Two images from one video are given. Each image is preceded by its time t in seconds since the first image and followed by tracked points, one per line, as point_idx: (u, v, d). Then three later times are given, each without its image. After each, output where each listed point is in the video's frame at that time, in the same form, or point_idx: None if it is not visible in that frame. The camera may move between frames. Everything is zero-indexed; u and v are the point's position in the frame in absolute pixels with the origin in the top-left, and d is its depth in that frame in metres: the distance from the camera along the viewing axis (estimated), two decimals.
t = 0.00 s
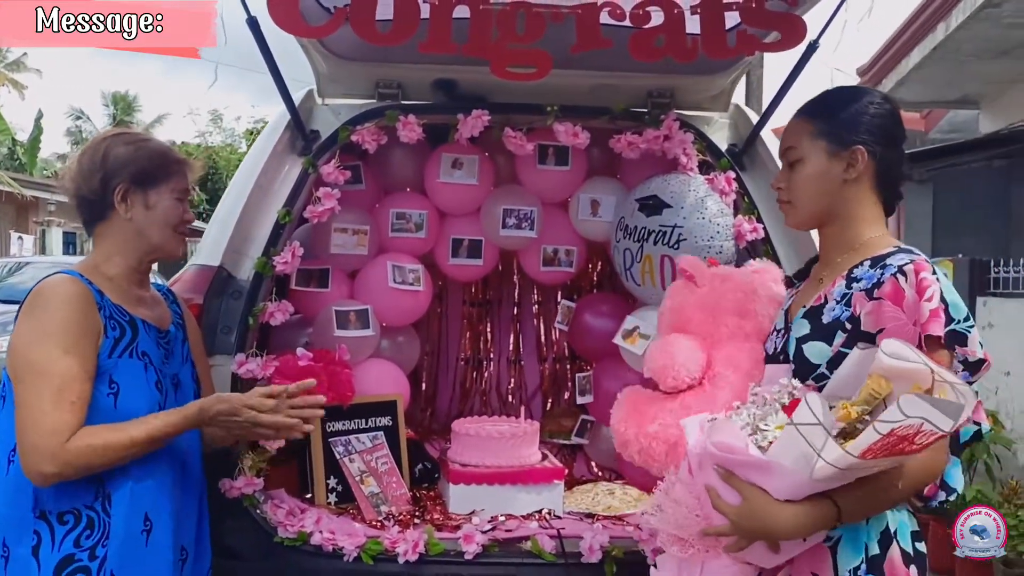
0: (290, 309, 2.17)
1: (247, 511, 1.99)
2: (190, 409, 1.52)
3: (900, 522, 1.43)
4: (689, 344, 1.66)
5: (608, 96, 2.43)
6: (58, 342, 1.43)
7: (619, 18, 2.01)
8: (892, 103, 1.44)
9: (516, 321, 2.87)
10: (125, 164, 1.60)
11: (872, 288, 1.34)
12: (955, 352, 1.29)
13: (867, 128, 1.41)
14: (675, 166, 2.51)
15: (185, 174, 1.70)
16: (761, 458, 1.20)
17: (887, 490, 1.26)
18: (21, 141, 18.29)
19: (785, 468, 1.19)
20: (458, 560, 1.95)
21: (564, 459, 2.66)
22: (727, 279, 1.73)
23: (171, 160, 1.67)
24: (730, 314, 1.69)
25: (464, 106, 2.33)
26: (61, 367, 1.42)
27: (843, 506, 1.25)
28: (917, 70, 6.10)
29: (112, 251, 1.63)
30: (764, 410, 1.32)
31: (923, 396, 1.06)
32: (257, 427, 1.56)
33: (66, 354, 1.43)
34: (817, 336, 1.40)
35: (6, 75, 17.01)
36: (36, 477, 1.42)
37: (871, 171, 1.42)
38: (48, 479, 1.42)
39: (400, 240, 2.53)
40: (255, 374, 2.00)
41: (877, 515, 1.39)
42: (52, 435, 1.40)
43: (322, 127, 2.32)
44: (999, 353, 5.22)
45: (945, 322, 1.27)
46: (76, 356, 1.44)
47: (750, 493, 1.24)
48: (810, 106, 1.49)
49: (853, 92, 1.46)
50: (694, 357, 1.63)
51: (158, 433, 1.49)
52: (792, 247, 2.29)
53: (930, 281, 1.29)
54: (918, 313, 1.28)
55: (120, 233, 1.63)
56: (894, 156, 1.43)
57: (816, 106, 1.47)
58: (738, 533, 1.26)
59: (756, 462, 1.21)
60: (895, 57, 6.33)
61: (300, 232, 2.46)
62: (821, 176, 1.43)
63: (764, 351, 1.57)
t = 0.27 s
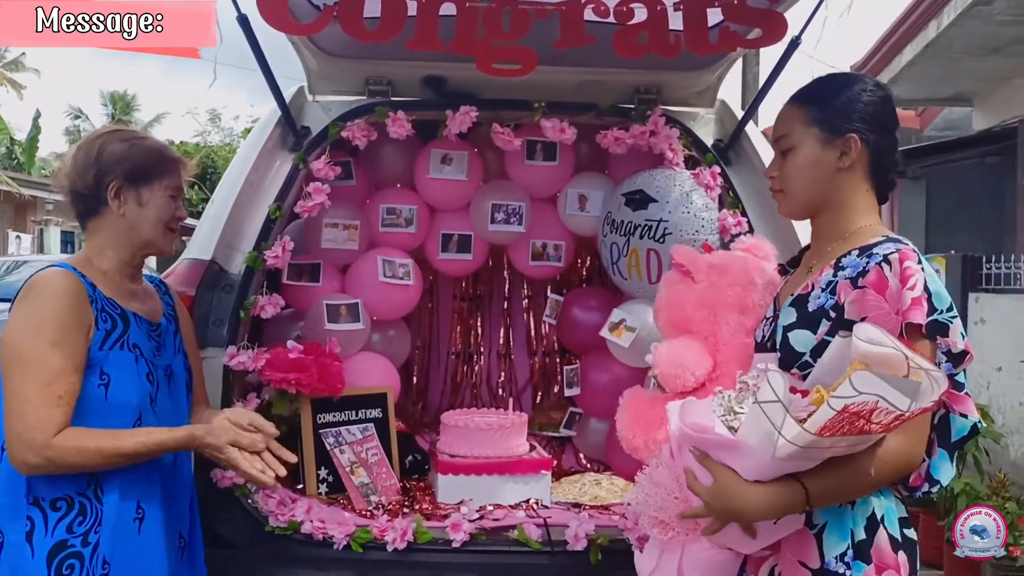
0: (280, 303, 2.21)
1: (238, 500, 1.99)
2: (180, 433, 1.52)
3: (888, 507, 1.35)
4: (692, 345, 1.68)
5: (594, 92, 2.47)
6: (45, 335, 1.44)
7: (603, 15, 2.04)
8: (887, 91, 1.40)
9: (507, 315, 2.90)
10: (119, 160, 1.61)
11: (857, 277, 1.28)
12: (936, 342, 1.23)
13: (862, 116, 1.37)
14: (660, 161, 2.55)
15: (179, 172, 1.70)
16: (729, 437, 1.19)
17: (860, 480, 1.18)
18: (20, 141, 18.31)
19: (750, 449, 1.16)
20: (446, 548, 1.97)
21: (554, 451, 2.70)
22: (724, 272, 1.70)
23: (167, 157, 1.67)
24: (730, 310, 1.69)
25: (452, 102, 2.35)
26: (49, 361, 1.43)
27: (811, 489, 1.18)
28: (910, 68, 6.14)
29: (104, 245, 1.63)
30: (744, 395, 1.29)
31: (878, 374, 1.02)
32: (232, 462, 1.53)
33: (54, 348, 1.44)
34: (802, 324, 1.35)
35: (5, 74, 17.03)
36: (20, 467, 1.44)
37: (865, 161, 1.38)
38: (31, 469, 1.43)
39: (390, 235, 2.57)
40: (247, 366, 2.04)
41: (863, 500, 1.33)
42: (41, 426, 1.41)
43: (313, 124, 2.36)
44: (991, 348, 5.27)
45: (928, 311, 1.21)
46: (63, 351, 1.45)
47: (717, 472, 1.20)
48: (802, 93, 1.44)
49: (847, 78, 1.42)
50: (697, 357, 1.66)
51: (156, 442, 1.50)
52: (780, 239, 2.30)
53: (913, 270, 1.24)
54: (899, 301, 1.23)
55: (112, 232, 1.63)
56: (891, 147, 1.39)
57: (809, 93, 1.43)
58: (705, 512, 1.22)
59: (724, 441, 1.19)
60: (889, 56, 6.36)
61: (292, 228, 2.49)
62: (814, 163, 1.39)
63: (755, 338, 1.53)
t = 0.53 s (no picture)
0: (272, 299, 2.23)
1: (229, 496, 2.01)
2: (180, 430, 1.51)
3: (889, 499, 1.33)
4: (683, 340, 1.62)
5: (583, 89, 2.49)
6: (41, 330, 1.46)
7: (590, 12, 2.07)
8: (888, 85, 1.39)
9: (499, 312, 2.92)
10: (113, 160, 1.62)
11: (867, 271, 1.28)
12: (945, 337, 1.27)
13: (879, 111, 1.36)
14: (648, 158, 2.58)
15: (173, 172, 1.71)
16: (743, 433, 1.17)
17: (874, 474, 1.18)
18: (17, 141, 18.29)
19: (767, 443, 1.16)
20: (436, 541, 1.97)
21: (545, 447, 2.72)
22: (706, 273, 1.71)
23: (161, 157, 1.68)
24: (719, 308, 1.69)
25: (441, 99, 2.37)
26: (45, 354, 1.45)
27: (828, 484, 1.18)
28: (903, 66, 6.16)
29: (97, 242, 1.64)
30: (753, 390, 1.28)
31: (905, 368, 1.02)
32: (244, 448, 1.55)
33: (50, 341, 1.45)
34: (807, 318, 1.35)
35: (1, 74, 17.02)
36: (20, 459, 1.45)
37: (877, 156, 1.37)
38: (31, 462, 1.45)
39: (381, 232, 2.58)
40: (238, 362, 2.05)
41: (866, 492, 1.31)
42: (39, 419, 1.43)
43: (303, 121, 2.38)
44: (986, 345, 5.27)
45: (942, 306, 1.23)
46: (58, 344, 1.46)
47: (730, 467, 1.19)
48: (813, 82, 1.40)
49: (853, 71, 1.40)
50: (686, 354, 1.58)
51: (152, 437, 1.50)
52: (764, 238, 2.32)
53: (927, 266, 1.24)
54: (913, 296, 1.24)
55: (105, 230, 1.64)
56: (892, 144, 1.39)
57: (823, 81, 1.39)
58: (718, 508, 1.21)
59: (737, 436, 1.18)
60: (882, 54, 6.39)
61: (284, 225, 2.50)
62: (841, 155, 1.35)
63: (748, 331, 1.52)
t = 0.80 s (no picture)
0: (270, 300, 2.25)
1: (229, 494, 2.03)
2: (185, 426, 1.55)
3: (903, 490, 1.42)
4: (695, 348, 1.41)
5: (579, 90, 2.52)
6: (45, 330, 1.48)
7: (583, 13, 2.09)
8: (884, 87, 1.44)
9: (496, 311, 2.94)
10: (114, 163, 1.64)
11: (892, 268, 1.33)
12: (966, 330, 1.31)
13: (886, 113, 1.42)
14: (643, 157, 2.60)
15: (173, 175, 1.73)
16: (812, 433, 1.17)
17: (921, 464, 1.27)
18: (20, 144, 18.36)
19: (838, 441, 1.17)
20: (434, 538, 1.98)
21: (543, 445, 2.74)
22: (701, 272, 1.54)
23: (161, 159, 1.71)
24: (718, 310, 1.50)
25: (438, 101, 2.39)
26: (49, 355, 1.47)
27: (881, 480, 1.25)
28: (900, 64, 6.17)
29: (99, 245, 1.66)
30: (789, 384, 1.28)
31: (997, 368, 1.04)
32: (245, 446, 1.59)
33: (53, 342, 1.47)
34: (830, 315, 1.36)
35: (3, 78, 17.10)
36: (24, 457, 1.47)
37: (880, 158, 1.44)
38: (35, 460, 1.47)
39: (378, 232, 2.60)
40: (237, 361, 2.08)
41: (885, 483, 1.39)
42: (45, 418, 1.45)
43: (301, 123, 2.40)
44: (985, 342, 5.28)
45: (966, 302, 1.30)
46: (62, 345, 1.48)
47: (793, 469, 1.20)
48: (822, 80, 1.44)
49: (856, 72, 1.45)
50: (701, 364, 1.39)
51: (156, 435, 1.52)
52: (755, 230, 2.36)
53: (950, 266, 1.32)
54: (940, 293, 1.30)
55: (107, 231, 1.66)
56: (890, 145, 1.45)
57: (835, 80, 1.42)
58: (777, 506, 1.21)
59: (807, 437, 1.17)
60: (879, 52, 6.41)
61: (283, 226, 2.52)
62: (858, 153, 1.39)
63: (744, 327, 1.52)
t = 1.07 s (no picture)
0: (270, 300, 2.25)
1: (230, 494, 2.04)
2: (177, 438, 1.54)
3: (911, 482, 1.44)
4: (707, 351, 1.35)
5: (579, 89, 2.52)
6: (44, 334, 1.48)
7: (581, 13, 2.09)
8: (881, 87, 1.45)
9: (497, 310, 2.95)
10: (112, 164, 1.64)
11: (901, 267, 1.34)
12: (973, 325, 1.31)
13: (885, 112, 1.43)
14: (643, 156, 2.60)
15: (171, 174, 1.73)
16: (853, 434, 1.16)
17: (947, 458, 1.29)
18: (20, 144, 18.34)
19: (879, 441, 1.16)
20: (435, 537, 1.99)
21: (543, 444, 2.74)
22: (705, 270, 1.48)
23: (158, 160, 1.71)
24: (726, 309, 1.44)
25: (437, 101, 2.39)
26: (47, 358, 1.47)
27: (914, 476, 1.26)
28: (901, 63, 6.17)
29: (98, 246, 1.67)
30: (813, 382, 1.27)
31: None
32: (238, 463, 1.60)
33: (52, 346, 1.48)
34: (842, 313, 1.36)
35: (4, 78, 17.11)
36: (21, 461, 1.48)
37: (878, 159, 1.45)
38: (31, 464, 1.47)
39: (378, 232, 2.60)
40: (237, 362, 2.08)
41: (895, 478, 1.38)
42: (40, 423, 1.45)
43: (301, 123, 2.40)
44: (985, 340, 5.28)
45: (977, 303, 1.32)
46: (60, 349, 1.49)
47: (831, 469, 1.20)
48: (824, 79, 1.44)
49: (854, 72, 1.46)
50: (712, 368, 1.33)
51: (150, 445, 1.52)
52: (755, 230, 2.36)
53: (958, 266, 1.33)
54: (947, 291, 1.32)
55: (108, 232, 1.67)
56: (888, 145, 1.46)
57: (836, 79, 1.43)
58: (816, 508, 1.21)
59: (849, 438, 1.16)
60: (880, 50, 6.41)
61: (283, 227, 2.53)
62: (860, 154, 1.40)
63: (747, 325, 1.50)
